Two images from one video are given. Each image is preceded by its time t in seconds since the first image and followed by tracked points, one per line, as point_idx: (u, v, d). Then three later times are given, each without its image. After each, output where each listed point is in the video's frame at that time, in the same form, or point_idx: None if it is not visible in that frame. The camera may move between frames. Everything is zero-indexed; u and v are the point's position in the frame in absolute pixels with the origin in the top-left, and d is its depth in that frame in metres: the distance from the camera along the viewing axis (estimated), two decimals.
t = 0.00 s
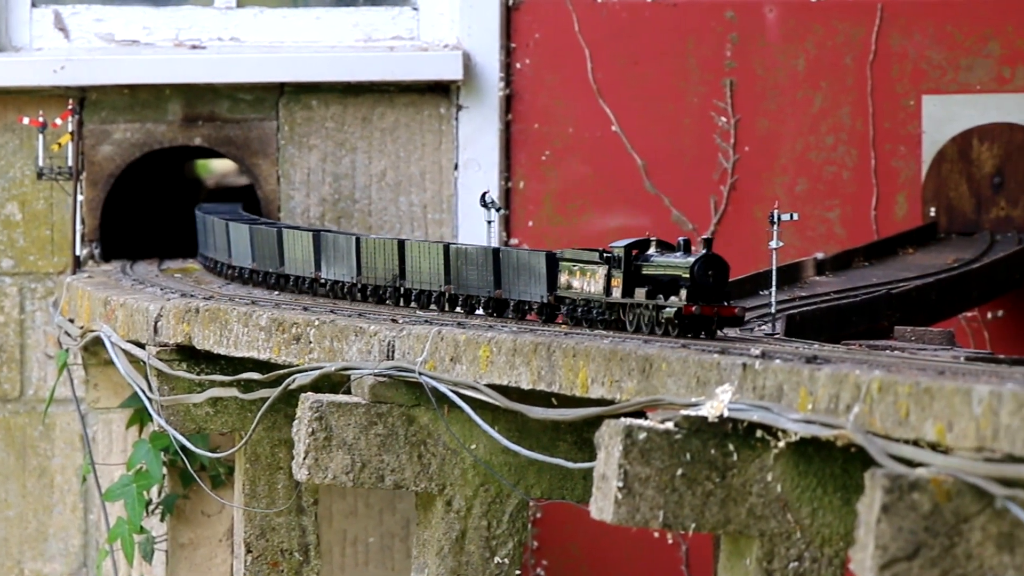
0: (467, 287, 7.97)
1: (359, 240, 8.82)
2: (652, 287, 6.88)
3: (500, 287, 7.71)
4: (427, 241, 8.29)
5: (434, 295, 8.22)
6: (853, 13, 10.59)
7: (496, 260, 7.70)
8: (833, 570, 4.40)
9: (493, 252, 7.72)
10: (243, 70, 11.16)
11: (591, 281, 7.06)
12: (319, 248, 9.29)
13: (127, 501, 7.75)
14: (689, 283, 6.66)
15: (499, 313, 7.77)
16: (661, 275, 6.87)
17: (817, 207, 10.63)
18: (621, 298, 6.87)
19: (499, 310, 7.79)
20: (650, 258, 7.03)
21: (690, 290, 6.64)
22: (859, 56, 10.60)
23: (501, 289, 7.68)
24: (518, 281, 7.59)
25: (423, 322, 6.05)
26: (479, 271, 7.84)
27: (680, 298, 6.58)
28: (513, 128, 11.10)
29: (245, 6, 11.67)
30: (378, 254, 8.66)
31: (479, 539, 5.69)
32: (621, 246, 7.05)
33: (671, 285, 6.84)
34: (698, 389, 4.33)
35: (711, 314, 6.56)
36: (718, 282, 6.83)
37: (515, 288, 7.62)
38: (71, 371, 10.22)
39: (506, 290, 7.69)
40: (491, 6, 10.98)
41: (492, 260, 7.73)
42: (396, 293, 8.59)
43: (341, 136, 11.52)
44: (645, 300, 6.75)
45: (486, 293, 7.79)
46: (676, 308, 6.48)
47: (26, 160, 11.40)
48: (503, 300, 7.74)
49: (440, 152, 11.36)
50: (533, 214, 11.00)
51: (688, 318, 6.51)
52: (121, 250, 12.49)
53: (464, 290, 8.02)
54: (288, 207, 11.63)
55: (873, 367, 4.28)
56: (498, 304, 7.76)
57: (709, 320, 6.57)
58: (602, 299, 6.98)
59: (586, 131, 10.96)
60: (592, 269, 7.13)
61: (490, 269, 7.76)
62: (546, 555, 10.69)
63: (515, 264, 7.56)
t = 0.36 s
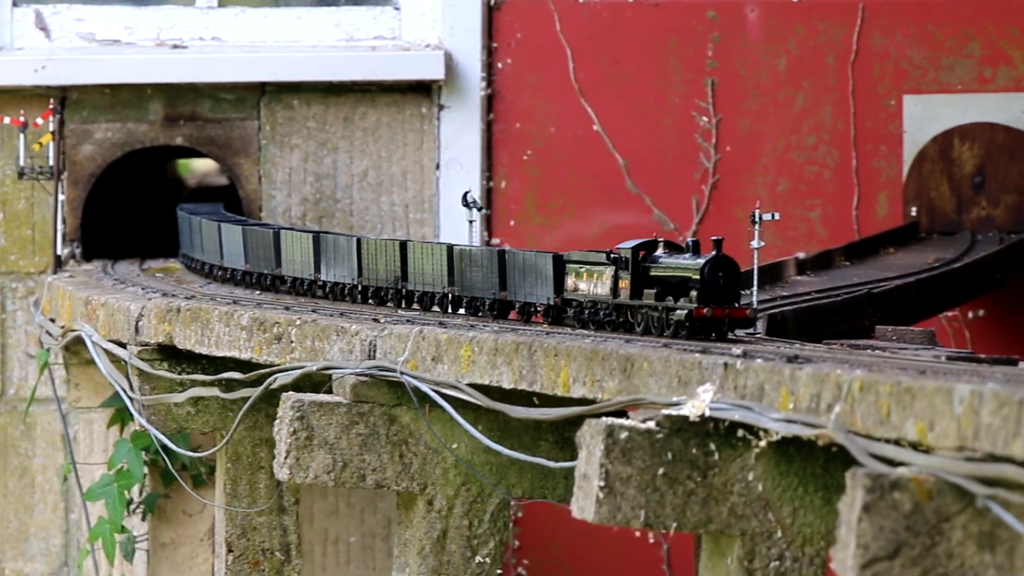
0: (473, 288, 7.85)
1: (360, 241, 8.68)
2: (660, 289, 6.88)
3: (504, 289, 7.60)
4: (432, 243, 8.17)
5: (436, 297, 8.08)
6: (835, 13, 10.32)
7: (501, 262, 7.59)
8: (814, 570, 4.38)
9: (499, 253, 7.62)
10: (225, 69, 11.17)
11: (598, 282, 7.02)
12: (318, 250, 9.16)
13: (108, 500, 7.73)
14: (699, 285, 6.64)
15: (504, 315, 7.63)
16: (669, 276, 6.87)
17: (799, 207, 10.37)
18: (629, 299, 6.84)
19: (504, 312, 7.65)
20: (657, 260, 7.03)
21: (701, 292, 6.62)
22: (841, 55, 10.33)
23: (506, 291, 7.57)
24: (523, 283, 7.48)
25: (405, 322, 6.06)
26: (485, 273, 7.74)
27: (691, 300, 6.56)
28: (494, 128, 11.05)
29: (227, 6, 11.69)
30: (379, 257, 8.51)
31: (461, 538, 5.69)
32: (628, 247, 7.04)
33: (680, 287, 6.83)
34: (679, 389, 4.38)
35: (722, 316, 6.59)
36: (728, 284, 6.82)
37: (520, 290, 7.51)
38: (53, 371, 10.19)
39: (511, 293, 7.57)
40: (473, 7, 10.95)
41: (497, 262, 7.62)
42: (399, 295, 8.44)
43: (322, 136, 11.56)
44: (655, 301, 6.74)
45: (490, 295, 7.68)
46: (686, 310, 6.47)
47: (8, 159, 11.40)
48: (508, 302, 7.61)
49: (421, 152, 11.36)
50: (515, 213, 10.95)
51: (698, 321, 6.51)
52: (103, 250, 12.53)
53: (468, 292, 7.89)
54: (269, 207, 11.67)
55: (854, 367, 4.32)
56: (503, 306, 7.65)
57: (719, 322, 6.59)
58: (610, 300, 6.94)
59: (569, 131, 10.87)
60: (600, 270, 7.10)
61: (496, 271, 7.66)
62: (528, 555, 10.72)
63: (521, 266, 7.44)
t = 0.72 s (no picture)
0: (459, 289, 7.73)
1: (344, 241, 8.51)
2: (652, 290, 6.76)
3: (493, 290, 7.48)
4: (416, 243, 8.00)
5: (423, 298, 7.93)
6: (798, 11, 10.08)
7: (489, 262, 7.48)
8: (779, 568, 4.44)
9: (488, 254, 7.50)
10: (189, 68, 11.18)
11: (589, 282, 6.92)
12: (302, 250, 8.89)
13: (73, 499, 7.69)
14: (692, 286, 6.55)
15: (492, 317, 7.53)
16: (662, 277, 6.75)
17: (764, 205, 10.16)
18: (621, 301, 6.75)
19: (493, 314, 7.55)
20: (648, 260, 6.91)
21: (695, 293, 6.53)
22: (805, 53, 10.06)
23: (494, 293, 7.46)
24: (513, 284, 7.38)
25: (370, 321, 6.08)
26: (473, 273, 7.61)
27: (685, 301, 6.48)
28: (459, 126, 11.06)
29: (191, 4, 11.69)
30: (365, 254, 8.32)
31: (427, 537, 5.69)
32: (618, 248, 6.92)
33: (673, 288, 6.70)
34: (644, 388, 4.40)
35: (716, 318, 6.52)
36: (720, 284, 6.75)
37: (509, 291, 7.41)
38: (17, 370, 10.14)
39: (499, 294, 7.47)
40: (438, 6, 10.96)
41: (486, 263, 7.50)
42: (385, 296, 8.27)
43: (287, 134, 11.57)
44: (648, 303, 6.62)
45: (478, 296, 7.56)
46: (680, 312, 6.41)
47: None
48: (496, 303, 7.51)
49: (386, 151, 11.32)
50: (480, 212, 10.95)
51: (691, 323, 6.45)
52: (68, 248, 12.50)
53: (455, 292, 7.77)
54: (234, 205, 11.67)
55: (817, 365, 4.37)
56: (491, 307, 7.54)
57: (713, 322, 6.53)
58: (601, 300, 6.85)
59: (534, 129, 10.82)
60: (590, 271, 7.00)
61: (484, 272, 7.53)
62: (493, 553, 10.74)
63: (510, 267, 7.37)
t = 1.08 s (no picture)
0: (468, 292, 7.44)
1: (348, 242, 8.27)
2: (663, 292, 6.40)
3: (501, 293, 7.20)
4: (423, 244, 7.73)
5: (430, 301, 7.65)
6: (783, 11, 9.97)
7: (498, 264, 7.21)
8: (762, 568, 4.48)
9: (497, 256, 7.22)
10: (173, 68, 11.18)
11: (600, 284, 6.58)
12: (304, 252, 8.67)
13: (57, 500, 7.69)
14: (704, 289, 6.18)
15: (501, 320, 7.29)
16: (674, 279, 6.38)
17: (748, 205, 10.06)
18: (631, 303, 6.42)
19: (502, 316, 7.30)
20: (660, 262, 6.52)
21: (708, 297, 6.15)
22: (788, 54, 9.96)
23: (502, 295, 7.18)
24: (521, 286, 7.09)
25: (353, 320, 6.07)
26: (481, 276, 7.34)
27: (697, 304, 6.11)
28: (443, 126, 11.05)
29: (175, 4, 11.70)
30: (370, 256, 8.09)
31: (410, 536, 5.70)
32: (628, 249, 6.55)
33: (684, 290, 6.36)
34: (628, 388, 4.41)
35: (730, 321, 6.16)
36: (734, 286, 6.35)
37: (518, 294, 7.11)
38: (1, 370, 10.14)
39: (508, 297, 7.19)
40: (421, 6, 10.96)
41: (494, 264, 7.23)
42: (391, 298, 8.03)
43: (271, 133, 11.58)
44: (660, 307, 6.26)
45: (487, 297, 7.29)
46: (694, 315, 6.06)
47: None
48: (505, 305, 7.24)
49: (370, 150, 11.36)
50: (463, 212, 10.94)
51: (705, 326, 6.10)
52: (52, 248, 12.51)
53: (463, 295, 7.49)
54: (217, 205, 11.66)
55: (800, 364, 4.40)
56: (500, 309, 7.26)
57: (726, 326, 6.19)
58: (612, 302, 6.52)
59: (517, 129, 10.80)
60: (600, 273, 6.63)
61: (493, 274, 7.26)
62: (477, 553, 10.77)
63: (519, 269, 7.06)
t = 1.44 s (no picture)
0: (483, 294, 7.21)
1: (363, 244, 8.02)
2: (684, 295, 6.35)
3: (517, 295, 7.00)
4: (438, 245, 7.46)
5: (443, 304, 7.39)
6: (772, 12, 9.99)
7: (514, 265, 6.99)
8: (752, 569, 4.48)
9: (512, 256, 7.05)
10: (162, 68, 11.24)
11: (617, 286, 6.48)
12: (314, 253, 8.42)
13: (46, 500, 7.65)
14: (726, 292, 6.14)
15: (516, 323, 7.04)
16: (694, 282, 6.34)
17: (737, 205, 10.08)
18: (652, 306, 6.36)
19: (517, 320, 7.07)
20: (680, 264, 6.47)
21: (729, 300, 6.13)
22: (778, 55, 9.97)
23: (517, 297, 6.97)
24: (538, 288, 6.91)
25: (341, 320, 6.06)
26: (496, 277, 7.10)
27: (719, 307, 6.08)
28: (433, 126, 11.05)
29: (165, 4, 11.70)
30: (382, 258, 7.88)
31: (399, 537, 5.72)
32: (648, 251, 6.51)
33: (704, 293, 6.29)
34: (618, 388, 4.44)
35: (751, 325, 6.13)
36: (754, 290, 6.31)
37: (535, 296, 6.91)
38: None
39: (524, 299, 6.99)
40: (411, 7, 10.96)
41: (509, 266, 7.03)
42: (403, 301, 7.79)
43: (261, 134, 11.65)
44: (680, 310, 6.20)
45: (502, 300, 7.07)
46: (714, 319, 6.02)
47: None
48: (520, 309, 7.03)
49: (360, 151, 11.36)
50: (453, 213, 10.94)
51: (726, 329, 6.05)
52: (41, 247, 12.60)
53: (478, 298, 7.24)
54: (207, 206, 11.75)
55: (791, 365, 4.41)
56: (515, 313, 7.04)
57: (747, 329, 6.14)
58: (630, 304, 6.42)
59: (507, 129, 10.80)
60: (616, 275, 6.54)
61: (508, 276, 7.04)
62: (466, 553, 10.78)
63: (534, 270, 6.89)
